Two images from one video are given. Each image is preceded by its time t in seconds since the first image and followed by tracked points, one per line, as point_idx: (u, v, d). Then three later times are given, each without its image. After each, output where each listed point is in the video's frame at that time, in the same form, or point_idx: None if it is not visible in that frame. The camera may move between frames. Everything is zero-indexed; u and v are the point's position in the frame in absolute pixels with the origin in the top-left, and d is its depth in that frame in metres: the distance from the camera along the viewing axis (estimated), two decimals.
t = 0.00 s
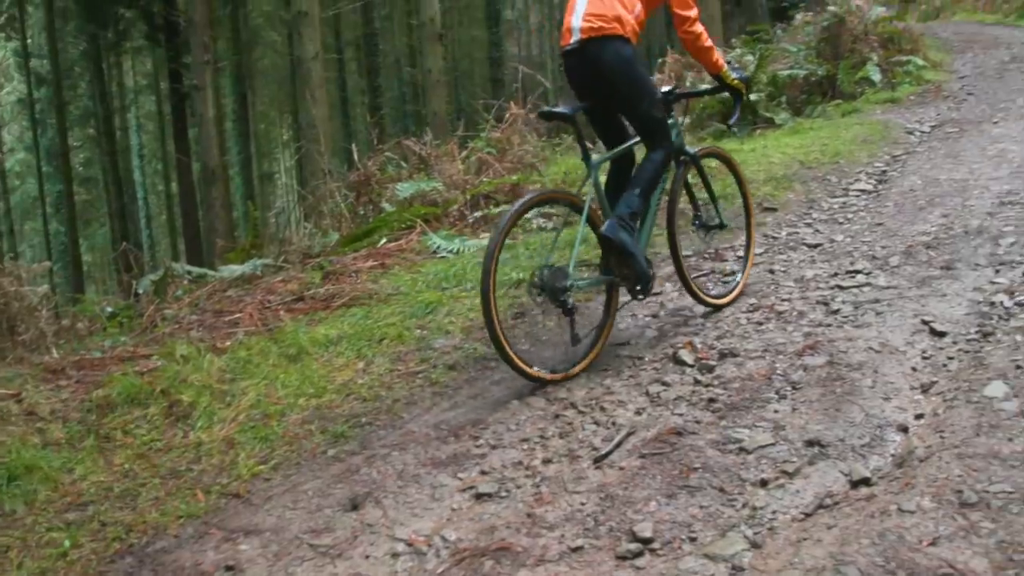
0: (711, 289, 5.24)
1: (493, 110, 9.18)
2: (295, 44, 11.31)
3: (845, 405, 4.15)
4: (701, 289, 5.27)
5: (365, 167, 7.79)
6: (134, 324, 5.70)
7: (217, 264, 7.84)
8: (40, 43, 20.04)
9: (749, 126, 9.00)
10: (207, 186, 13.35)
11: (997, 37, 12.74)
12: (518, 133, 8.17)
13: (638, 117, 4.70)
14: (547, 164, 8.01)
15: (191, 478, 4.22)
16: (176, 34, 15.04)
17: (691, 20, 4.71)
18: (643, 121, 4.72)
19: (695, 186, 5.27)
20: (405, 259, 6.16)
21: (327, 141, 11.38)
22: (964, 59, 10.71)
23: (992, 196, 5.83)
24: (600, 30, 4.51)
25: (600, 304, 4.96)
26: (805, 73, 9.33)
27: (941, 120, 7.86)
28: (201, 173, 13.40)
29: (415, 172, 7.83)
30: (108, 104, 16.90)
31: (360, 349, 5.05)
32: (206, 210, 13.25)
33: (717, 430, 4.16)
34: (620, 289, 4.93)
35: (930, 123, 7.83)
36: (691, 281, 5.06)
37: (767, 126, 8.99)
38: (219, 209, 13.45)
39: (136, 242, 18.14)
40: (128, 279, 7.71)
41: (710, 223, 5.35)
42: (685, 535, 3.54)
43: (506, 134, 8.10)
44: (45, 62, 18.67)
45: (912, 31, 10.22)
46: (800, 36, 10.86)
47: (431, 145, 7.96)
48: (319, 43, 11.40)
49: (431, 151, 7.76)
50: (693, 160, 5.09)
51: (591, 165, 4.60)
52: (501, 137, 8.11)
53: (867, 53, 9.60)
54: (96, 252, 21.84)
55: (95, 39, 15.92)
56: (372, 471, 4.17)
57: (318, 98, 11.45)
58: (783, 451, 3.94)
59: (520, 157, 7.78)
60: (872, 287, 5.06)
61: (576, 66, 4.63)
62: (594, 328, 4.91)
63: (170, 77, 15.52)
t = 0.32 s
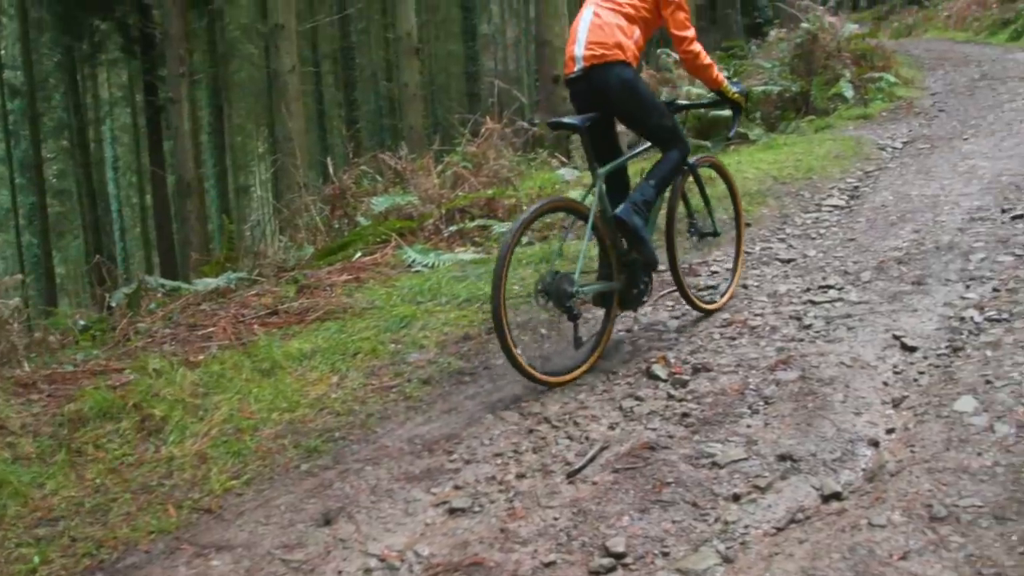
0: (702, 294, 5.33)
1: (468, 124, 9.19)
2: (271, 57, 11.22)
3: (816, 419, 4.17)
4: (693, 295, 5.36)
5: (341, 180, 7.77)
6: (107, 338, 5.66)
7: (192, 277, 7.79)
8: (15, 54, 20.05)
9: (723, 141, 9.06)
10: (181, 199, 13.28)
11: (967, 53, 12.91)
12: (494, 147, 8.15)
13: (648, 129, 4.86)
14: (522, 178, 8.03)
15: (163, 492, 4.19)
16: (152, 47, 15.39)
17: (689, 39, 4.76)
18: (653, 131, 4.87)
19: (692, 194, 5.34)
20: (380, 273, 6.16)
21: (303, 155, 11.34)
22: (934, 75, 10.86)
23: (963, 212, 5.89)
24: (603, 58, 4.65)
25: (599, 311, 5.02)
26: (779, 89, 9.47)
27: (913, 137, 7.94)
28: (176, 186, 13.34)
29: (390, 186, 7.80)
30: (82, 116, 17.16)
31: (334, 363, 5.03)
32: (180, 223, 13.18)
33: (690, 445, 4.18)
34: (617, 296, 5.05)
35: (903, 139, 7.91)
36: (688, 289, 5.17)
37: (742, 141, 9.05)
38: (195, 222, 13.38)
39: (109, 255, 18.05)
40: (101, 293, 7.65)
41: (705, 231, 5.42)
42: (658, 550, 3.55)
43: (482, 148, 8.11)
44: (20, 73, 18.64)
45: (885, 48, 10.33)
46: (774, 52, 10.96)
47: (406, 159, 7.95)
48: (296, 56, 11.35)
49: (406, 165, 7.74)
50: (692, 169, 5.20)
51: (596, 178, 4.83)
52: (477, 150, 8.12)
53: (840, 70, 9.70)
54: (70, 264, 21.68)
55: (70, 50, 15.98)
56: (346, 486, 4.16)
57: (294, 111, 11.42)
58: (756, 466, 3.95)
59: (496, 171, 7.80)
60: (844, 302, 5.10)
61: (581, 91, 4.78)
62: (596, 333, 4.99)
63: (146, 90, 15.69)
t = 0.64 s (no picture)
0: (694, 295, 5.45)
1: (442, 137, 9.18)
2: (246, 69, 11.21)
3: (789, 431, 4.19)
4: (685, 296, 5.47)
5: (317, 192, 7.73)
6: (80, 351, 5.62)
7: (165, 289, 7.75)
8: None
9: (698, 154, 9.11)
10: (155, 212, 13.21)
11: (939, 68, 13.03)
12: (468, 160, 8.16)
13: (652, 130, 4.99)
14: (497, 191, 8.03)
15: (136, 507, 4.16)
16: (126, 58, 15.25)
17: (686, 51, 4.90)
18: (656, 130, 4.99)
19: (687, 200, 5.47)
20: (355, 286, 6.15)
21: (277, 166, 11.32)
22: (906, 90, 10.96)
23: (934, 224, 5.94)
24: (603, 71, 4.81)
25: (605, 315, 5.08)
26: (753, 102, 9.53)
27: (885, 150, 8.01)
28: (150, 198, 13.26)
29: (367, 199, 7.76)
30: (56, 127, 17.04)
31: (309, 377, 5.02)
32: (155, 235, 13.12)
33: (664, 457, 4.18)
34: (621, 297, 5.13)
35: (875, 153, 7.98)
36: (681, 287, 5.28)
37: (716, 153, 9.10)
38: (170, 234, 13.31)
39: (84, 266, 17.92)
40: (75, 307, 7.60)
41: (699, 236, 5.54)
42: (631, 562, 3.55)
43: (457, 160, 8.12)
44: None
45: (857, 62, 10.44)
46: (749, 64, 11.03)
47: (381, 171, 7.93)
48: (271, 68, 11.31)
49: (382, 177, 7.71)
50: (688, 173, 5.35)
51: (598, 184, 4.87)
52: (452, 162, 8.13)
53: (813, 83, 9.77)
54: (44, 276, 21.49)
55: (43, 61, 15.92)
56: (320, 500, 4.14)
57: (269, 123, 11.37)
58: (729, 478, 3.97)
59: (471, 183, 7.81)
60: (817, 314, 5.13)
61: (582, 104, 4.94)
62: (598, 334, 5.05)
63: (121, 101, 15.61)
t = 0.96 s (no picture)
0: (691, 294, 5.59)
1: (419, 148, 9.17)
2: (224, 79, 11.18)
3: (765, 441, 4.21)
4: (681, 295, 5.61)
5: (293, 204, 7.70)
6: (54, 363, 5.58)
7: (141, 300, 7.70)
8: None
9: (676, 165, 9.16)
10: (133, 222, 13.15)
11: (913, 80, 13.15)
12: (445, 171, 8.17)
13: (647, 127, 5.14)
14: (474, 202, 8.04)
15: (111, 520, 4.13)
16: (103, 68, 15.17)
17: (682, 56, 5.05)
18: (651, 128, 5.15)
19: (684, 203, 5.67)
20: (332, 296, 6.14)
21: (255, 177, 11.28)
22: (880, 102, 11.05)
23: (908, 235, 5.99)
24: (601, 69, 4.92)
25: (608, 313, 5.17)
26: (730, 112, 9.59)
27: (860, 161, 8.08)
28: (126, 208, 13.17)
29: (343, 210, 7.75)
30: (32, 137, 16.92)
31: (285, 388, 5.00)
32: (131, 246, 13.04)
33: (641, 467, 4.19)
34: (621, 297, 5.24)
35: (850, 164, 8.04)
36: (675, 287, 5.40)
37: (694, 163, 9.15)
38: (146, 244, 13.25)
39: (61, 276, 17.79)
40: (48, 318, 7.54)
41: (697, 238, 5.68)
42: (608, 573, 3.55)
43: (434, 171, 8.13)
44: None
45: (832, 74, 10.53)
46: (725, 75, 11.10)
47: (358, 182, 7.90)
48: (249, 78, 11.29)
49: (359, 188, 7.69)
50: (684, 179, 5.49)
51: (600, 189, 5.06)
52: (429, 174, 8.14)
53: (789, 94, 9.87)
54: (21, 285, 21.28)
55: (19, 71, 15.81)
56: (297, 512, 4.12)
57: (246, 133, 11.32)
58: (705, 488, 3.98)
59: (448, 194, 7.82)
60: (793, 324, 5.16)
61: (580, 102, 5.04)
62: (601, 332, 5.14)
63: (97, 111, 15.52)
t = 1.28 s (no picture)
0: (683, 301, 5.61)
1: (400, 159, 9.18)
2: (204, 90, 11.18)
3: (744, 453, 4.21)
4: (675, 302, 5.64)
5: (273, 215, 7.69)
6: (31, 375, 5.54)
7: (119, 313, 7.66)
8: None
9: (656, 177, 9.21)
10: (111, 233, 13.11)
11: (890, 93, 13.27)
12: (426, 183, 8.19)
13: (641, 137, 5.20)
14: (454, 215, 8.06)
15: (88, 533, 4.11)
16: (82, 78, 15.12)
17: (678, 64, 5.18)
18: (645, 138, 5.20)
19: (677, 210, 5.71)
20: (312, 308, 6.13)
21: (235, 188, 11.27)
22: (858, 115, 11.13)
23: (886, 246, 6.04)
24: (600, 68, 4.97)
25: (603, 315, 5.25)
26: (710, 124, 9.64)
27: (838, 173, 8.13)
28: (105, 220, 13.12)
29: (323, 222, 7.76)
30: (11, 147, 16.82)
31: (264, 401, 4.97)
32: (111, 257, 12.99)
33: (619, 480, 4.19)
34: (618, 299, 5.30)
35: (828, 176, 8.10)
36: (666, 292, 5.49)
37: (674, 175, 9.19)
38: (125, 256, 13.22)
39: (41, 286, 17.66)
40: (27, 330, 7.51)
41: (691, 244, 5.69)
42: None
43: (414, 183, 8.15)
44: None
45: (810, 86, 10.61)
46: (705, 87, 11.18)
47: (338, 195, 7.89)
48: (229, 89, 11.32)
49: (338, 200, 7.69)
50: (678, 186, 5.53)
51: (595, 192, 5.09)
52: (409, 186, 8.15)
53: (767, 107, 9.96)
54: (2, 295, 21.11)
55: None
56: (275, 525, 4.09)
57: (225, 145, 11.29)
58: (683, 501, 3.98)
59: (428, 206, 7.83)
60: (771, 336, 5.18)
61: (579, 100, 5.07)
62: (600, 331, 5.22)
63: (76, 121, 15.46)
